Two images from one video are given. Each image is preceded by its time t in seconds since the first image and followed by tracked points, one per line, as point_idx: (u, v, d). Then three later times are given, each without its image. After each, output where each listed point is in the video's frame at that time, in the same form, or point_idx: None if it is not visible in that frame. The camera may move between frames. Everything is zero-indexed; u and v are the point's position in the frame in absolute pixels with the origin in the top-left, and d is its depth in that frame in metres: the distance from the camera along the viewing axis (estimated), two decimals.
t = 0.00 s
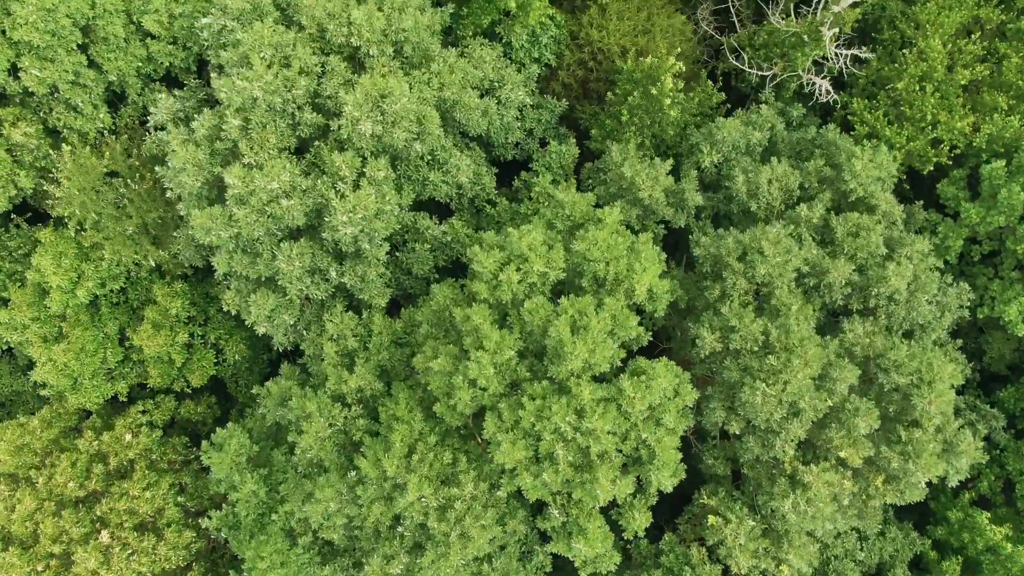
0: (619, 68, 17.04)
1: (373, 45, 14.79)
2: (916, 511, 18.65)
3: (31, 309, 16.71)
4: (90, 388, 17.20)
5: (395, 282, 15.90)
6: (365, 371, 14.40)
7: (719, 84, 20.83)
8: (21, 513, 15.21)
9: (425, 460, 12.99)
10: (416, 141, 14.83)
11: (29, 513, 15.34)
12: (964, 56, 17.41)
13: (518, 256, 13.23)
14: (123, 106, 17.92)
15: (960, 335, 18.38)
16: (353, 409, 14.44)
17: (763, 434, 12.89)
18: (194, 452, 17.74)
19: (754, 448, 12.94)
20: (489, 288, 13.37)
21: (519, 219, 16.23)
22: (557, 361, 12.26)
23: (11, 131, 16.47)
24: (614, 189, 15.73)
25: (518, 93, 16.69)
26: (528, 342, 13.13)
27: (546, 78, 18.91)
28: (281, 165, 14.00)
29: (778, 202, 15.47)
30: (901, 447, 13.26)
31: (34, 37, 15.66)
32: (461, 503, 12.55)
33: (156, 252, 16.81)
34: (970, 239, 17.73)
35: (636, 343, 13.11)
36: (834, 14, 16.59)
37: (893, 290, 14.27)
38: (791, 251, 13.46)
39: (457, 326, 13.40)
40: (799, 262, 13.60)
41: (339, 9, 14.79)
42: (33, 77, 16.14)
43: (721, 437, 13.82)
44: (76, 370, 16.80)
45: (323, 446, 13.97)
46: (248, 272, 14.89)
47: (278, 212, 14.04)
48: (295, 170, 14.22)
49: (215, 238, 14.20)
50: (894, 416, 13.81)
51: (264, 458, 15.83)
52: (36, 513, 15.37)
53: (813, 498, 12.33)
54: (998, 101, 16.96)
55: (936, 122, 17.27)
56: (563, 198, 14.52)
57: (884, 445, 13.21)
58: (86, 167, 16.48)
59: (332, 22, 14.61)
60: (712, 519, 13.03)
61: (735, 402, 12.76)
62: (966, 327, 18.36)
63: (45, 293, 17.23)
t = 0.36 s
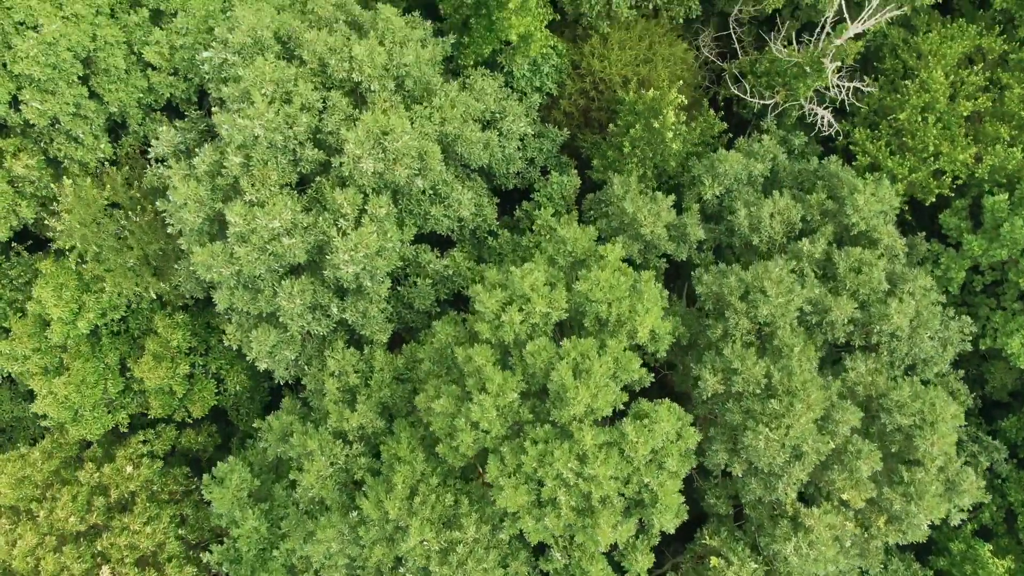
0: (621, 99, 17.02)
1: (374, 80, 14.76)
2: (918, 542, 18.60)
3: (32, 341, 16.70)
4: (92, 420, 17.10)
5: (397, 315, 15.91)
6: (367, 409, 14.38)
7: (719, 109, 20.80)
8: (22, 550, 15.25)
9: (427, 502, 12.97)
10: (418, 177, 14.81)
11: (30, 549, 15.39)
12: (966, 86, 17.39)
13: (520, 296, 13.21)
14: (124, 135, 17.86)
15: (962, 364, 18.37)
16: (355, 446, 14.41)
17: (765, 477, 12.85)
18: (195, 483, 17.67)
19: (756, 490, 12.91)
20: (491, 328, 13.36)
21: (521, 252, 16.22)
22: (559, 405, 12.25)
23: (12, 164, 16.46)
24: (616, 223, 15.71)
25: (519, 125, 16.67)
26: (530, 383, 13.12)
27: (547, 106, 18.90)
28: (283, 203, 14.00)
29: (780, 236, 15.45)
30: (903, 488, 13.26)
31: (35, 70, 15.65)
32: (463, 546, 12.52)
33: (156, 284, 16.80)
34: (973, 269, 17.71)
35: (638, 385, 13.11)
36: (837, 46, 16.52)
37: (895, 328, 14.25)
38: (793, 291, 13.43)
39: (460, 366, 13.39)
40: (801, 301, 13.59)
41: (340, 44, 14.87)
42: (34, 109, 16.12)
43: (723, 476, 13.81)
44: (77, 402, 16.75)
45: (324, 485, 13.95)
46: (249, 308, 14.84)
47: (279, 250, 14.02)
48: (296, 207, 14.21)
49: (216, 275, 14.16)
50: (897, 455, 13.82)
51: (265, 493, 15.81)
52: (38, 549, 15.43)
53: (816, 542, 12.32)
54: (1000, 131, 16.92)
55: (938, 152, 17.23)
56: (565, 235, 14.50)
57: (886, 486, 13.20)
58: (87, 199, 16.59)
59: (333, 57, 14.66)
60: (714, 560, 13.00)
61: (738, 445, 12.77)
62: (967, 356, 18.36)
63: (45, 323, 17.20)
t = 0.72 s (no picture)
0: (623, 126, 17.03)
1: (376, 110, 14.75)
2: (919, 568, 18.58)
3: (32, 367, 16.64)
4: (94, 448, 17.01)
5: (398, 345, 15.91)
6: (369, 441, 14.36)
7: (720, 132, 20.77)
8: None
9: (429, 538, 12.95)
10: (419, 208, 14.79)
11: None
12: (967, 113, 17.37)
13: (522, 331, 13.21)
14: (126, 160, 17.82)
15: (964, 390, 18.36)
16: (356, 478, 14.38)
17: (767, 513, 12.82)
18: (196, 509, 17.65)
19: (758, 527, 12.89)
20: (494, 363, 13.37)
21: (522, 279, 16.20)
22: (561, 443, 12.24)
23: (14, 193, 16.52)
24: (618, 252, 15.69)
25: (520, 152, 16.65)
26: (532, 419, 13.12)
27: (548, 130, 18.90)
28: (285, 236, 14.02)
29: (782, 266, 15.43)
30: (904, 524, 13.26)
31: (36, 99, 15.64)
32: None
33: (158, 313, 16.83)
34: (975, 295, 17.70)
35: (640, 421, 13.11)
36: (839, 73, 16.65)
37: (898, 360, 14.23)
38: (796, 325, 13.41)
39: (462, 401, 13.38)
40: (803, 335, 13.58)
41: (341, 74, 14.85)
42: (35, 138, 16.12)
43: (725, 510, 13.78)
44: (78, 430, 16.72)
45: (326, 519, 13.92)
46: (250, 340, 14.80)
47: (281, 283, 14.00)
48: (298, 240, 14.26)
49: (217, 308, 14.12)
50: (899, 489, 13.81)
51: (266, 522, 15.83)
52: None
53: None
54: (1002, 158, 16.89)
55: (940, 179, 17.19)
56: (567, 266, 14.48)
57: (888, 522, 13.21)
58: (87, 228, 16.57)
59: (334, 87, 14.65)
60: None
61: (740, 482, 12.78)
62: (969, 382, 18.34)
63: (46, 349, 17.14)
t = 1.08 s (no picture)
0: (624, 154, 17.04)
1: (377, 141, 14.72)
2: None
3: (33, 395, 16.60)
4: (95, 475, 16.99)
5: (399, 374, 15.90)
6: (370, 474, 14.32)
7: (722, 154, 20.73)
8: None
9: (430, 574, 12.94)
10: (421, 240, 14.77)
11: None
12: (969, 139, 17.35)
13: (524, 366, 13.21)
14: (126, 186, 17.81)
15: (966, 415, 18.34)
16: (358, 511, 14.36)
17: (769, 549, 12.82)
18: (196, 535, 17.70)
19: (760, 563, 12.90)
20: (496, 398, 13.36)
21: (524, 307, 16.18)
22: (563, 481, 12.23)
23: (15, 220, 16.50)
24: (619, 281, 15.67)
25: (522, 180, 16.54)
26: (534, 455, 13.10)
27: (549, 155, 18.87)
28: (286, 269, 14.00)
29: (784, 295, 15.41)
30: (906, 559, 13.26)
31: (37, 128, 15.56)
32: None
33: (159, 340, 16.82)
34: (976, 321, 17.69)
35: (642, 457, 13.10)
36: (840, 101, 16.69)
37: (900, 393, 14.22)
38: (798, 359, 13.38)
39: (464, 436, 13.36)
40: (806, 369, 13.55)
41: (343, 104, 14.80)
42: (36, 166, 16.08)
43: (727, 543, 13.78)
44: (79, 457, 16.67)
45: (327, 552, 13.91)
46: (251, 371, 14.76)
47: (283, 316, 13.98)
48: (299, 273, 14.28)
49: (219, 340, 14.06)
50: (901, 523, 13.81)
51: (267, 552, 15.82)
52: None
53: None
54: (1004, 185, 16.88)
55: (942, 206, 17.16)
56: (568, 297, 14.46)
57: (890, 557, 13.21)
58: (88, 257, 16.58)
59: (336, 118, 14.60)
60: None
61: (742, 518, 12.78)
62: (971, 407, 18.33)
63: (47, 376, 17.13)
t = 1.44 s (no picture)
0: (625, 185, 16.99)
1: (379, 178, 14.69)
2: None
3: (33, 427, 16.59)
4: (95, 507, 16.99)
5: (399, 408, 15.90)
6: (371, 512, 14.32)
7: (723, 180, 20.72)
8: None
9: None
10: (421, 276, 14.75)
11: None
12: (971, 171, 17.33)
13: (526, 408, 13.19)
14: (126, 216, 17.80)
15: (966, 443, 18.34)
16: (359, 548, 14.37)
17: None
18: (196, 565, 17.72)
19: None
20: (497, 439, 13.34)
21: (525, 341, 16.16)
22: (564, 527, 12.23)
23: (16, 253, 16.47)
24: (620, 316, 15.67)
25: (523, 213, 16.50)
26: (535, 497, 13.10)
27: (550, 183, 18.85)
28: (287, 308, 13.98)
29: (786, 330, 15.39)
30: None
31: (37, 163, 15.56)
32: None
33: (160, 372, 16.80)
34: (977, 351, 17.68)
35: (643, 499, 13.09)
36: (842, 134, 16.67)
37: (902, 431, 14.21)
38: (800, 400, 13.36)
39: (465, 476, 13.36)
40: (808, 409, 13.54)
41: (344, 140, 14.77)
42: (37, 200, 16.05)
43: None
44: (79, 490, 16.66)
45: None
46: (252, 408, 14.75)
47: (284, 356, 13.96)
48: (300, 312, 14.25)
49: (219, 379, 14.06)
50: (902, 562, 13.81)
51: None
52: None
53: None
54: (1006, 218, 16.86)
55: (943, 238, 17.15)
56: (570, 334, 14.44)
57: None
58: (88, 290, 16.58)
59: (337, 155, 14.56)
60: None
61: (743, 561, 12.77)
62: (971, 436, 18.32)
63: (48, 408, 17.12)
